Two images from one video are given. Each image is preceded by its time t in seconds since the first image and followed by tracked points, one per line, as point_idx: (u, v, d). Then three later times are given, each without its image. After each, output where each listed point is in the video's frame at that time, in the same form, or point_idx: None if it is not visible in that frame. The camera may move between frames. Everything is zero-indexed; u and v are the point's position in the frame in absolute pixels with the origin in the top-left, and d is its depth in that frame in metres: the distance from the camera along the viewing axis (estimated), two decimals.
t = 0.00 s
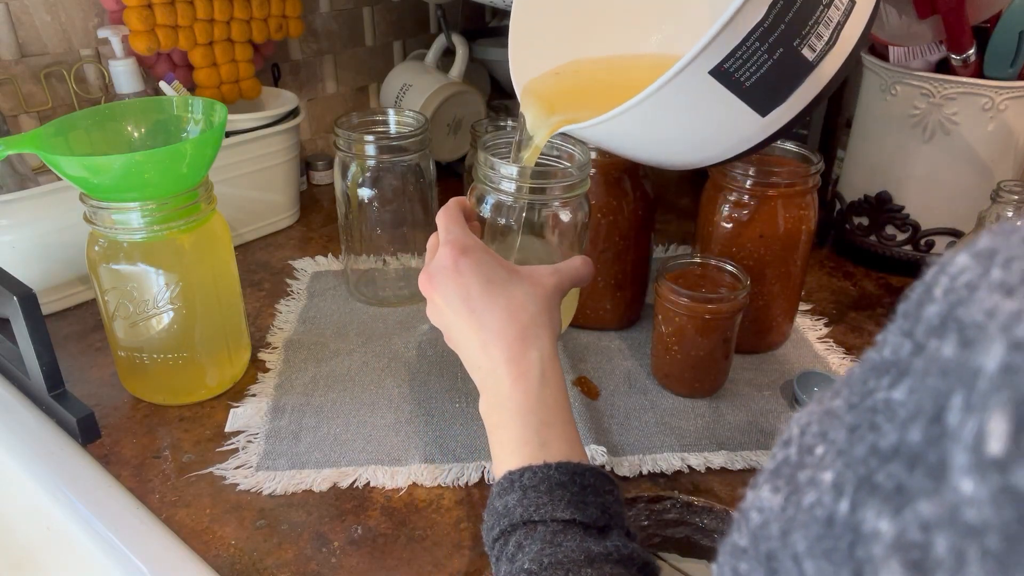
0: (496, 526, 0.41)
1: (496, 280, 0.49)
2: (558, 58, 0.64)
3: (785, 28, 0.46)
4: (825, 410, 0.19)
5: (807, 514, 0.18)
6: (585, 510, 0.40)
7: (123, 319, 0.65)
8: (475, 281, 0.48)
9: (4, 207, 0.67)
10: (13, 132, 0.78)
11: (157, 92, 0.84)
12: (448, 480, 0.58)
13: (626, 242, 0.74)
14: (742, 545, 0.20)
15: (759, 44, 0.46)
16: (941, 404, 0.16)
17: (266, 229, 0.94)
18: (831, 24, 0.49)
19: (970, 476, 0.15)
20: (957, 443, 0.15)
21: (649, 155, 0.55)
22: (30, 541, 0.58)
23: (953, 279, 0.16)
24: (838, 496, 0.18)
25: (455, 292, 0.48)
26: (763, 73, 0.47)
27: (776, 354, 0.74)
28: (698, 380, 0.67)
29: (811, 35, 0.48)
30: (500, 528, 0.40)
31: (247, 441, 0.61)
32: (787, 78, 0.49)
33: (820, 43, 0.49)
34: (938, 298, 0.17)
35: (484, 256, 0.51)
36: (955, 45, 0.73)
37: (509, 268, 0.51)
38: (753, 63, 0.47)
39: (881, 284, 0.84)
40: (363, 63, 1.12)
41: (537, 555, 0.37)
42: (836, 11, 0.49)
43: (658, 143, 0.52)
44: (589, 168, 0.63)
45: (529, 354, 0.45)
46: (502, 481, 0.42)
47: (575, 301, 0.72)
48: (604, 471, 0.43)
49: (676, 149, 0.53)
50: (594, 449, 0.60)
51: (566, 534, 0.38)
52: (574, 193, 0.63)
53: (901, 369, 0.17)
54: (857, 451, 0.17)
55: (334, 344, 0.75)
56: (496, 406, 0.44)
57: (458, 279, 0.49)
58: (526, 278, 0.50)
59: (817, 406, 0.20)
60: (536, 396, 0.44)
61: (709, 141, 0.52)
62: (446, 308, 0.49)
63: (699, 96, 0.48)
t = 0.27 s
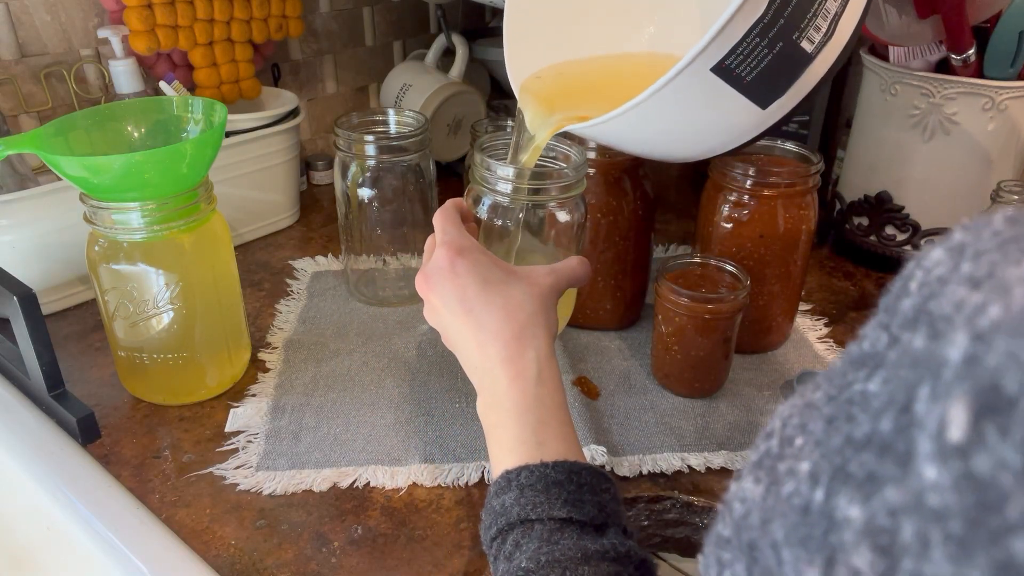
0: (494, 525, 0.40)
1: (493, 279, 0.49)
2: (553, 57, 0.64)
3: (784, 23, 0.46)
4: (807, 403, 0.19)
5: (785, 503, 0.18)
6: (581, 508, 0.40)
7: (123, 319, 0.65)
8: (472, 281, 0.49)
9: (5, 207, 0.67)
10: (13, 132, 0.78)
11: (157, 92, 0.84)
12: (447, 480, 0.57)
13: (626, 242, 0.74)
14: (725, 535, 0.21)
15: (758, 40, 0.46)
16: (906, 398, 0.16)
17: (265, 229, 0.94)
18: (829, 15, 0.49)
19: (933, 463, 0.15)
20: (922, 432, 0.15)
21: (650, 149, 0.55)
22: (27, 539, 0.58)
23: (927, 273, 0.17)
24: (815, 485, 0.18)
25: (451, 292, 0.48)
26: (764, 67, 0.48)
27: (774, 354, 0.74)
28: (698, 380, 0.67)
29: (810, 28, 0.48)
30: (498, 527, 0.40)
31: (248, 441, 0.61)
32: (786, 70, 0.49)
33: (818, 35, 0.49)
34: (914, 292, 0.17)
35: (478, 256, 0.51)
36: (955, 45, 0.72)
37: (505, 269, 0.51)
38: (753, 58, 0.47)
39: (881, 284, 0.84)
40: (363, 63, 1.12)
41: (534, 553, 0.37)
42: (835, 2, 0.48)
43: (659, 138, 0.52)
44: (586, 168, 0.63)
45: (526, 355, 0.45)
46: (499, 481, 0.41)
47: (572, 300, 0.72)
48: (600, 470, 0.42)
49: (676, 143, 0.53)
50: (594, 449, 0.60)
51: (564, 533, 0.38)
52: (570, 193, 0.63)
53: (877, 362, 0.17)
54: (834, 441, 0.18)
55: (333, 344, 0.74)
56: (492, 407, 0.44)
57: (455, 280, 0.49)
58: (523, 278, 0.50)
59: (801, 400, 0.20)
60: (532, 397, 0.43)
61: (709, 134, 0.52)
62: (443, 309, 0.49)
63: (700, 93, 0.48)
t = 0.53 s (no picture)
0: (495, 522, 0.41)
1: (494, 280, 0.50)
2: (550, 61, 0.65)
3: (782, 19, 0.47)
4: (795, 394, 0.21)
5: (773, 488, 0.20)
6: (582, 505, 0.40)
7: (123, 319, 0.66)
8: (473, 280, 0.49)
9: (5, 207, 0.68)
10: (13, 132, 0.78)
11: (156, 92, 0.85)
12: (446, 480, 0.58)
13: (626, 242, 0.75)
14: (716, 523, 0.22)
15: (757, 37, 0.47)
16: (886, 383, 0.17)
17: (266, 229, 0.95)
18: (825, 11, 0.50)
19: (910, 444, 0.17)
20: (900, 415, 0.17)
21: (652, 147, 0.56)
22: (26, 538, 0.59)
23: (912, 265, 0.18)
24: (800, 470, 0.19)
25: (453, 292, 0.49)
26: (763, 63, 0.49)
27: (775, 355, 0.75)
28: (698, 380, 0.67)
29: (806, 23, 0.49)
30: (500, 524, 0.41)
31: (247, 441, 0.62)
32: (784, 66, 0.50)
33: (815, 30, 0.50)
34: (900, 282, 0.18)
35: (478, 255, 0.52)
36: (955, 45, 0.73)
37: (506, 269, 0.52)
38: (752, 55, 0.48)
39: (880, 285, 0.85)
40: (363, 63, 1.13)
41: (535, 550, 0.38)
42: None
43: (660, 136, 0.53)
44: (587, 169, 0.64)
45: (526, 354, 0.45)
46: (500, 478, 0.43)
47: (575, 298, 0.73)
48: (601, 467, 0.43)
49: (677, 142, 0.54)
50: (594, 449, 0.61)
51: (564, 530, 0.39)
52: (571, 195, 0.64)
53: (862, 352, 0.19)
54: (819, 428, 0.19)
55: (334, 344, 0.75)
56: (494, 406, 0.45)
57: (458, 280, 0.50)
58: (524, 278, 0.51)
59: (790, 391, 0.21)
60: (533, 395, 0.44)
61: (709, 132, 0.53)
62: (446, 308, 0.50)
63: (702, 91, 0.49)
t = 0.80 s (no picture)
0: (498, 520, 0.40)
1: (497, 280, 0.48)
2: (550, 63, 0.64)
3: (784, 16, 0.46)
4: (794, 386, 0.20)
5: (769, 476, 0.19)
6: (585, 502, 0.39)
7: (123, 319, 0.65)
8: (477, 281, 0.48)
9: (3, 207, 0.67)
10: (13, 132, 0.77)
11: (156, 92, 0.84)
12: (447, 480, 0.57)
13: (626, 242, 0.74)
14: (715, 511, 0.22)
15: (759, 35, 0.46)
16: (876, 371, 0.17)
17: (265, 229, 0.94)
18: (826, 8, 0.49)
19: (898, 428, 0.16)
20: (888, 402, 0.17)
21: (654, 146, 0.55)
22: (28, 539, 0.58)
23: (904, 260, 0.18)
24: (796, 458, 0.19)
25: (456, 292, 0.48)
26: (764, 61, 0.48)
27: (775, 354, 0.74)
28: (698, 380, 0.66)
29: (807, 20, 0.48)
30: (503, 522, 0.40)
31: (247, 441, 0.61)
32: (786, 63, 0.49)
33: (815, 26, 0.49)
34: (893, 276, 0.18)
35: (482, 255, 0.51)
36: (955, 46, 0.72)
37: (510, 269, 0.50)
38: (754, 53, 0.47)
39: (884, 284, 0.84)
40: (363, 64, 1.12)
41: (538, 547, 0.37)
42: None
43: (661, 135, 0.53)
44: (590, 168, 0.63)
45: (530, 354, 0.44)
46: (504, 475, 0.42)
47: (580, 297, 0.72)
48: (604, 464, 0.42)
49: (679, 140, 0.53)
50: (594, 449, 0.60)
51: (567, 528, 0.38)
52: (576, 193, 0.62)
53: (856, 344, 0.18)
54: (814, 417, 0.19)
55: (334, 344, 0.74)
56: (497, 407, 0.44)
57: (462, 280, 0.48)
58: (528, 277, 0.50)
59: (787, 383, 0.21)
60: (535, 393, 0.43)
61: (711, 130, 0.52)
62: (450, 309, 0.49)
63: (704, 90, 0.48)
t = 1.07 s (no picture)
0: (500, 520, 0.40)
1: (500, 281, 0.48)
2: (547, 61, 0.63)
3: (785, 11, 0.46)
4: (787, 387, 0.20)
5: (762, 472, 0.20)
6: (587, 503, 0.39)
7: (123, 319, 0.64)
8: (480, 283, 0.48)
9: (3, 207, 0.67)
10: (13, 132, 0.77)
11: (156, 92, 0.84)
12: (447, 480, 0.57)
13: (626, 242, 0.74)
14: (711, 507, 0.22)
15: (761, 30, 0.46)
16: (862, 371, 0.17)
17: (265, 229, 0.94)
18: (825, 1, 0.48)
19: (882, 425, 0.17)
20: (873, 399, 0.17)
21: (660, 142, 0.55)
22: (29, 542, 0.57)
23: (894, 262, 0.18)
24: (788, 455, 0.19)
25: (459, 295, 0.48)
26: (767, 55, 0.48)
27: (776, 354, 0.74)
28: (697, 380, 0.66)
29: (807, 13, 0.48)
30: (505, 523, 0.40)
31: (247, 441, 0.61)
32: (787, 56, 0.49)
33: (815, 19, 0.48)
34: (883, 278, 0.18)
35: (485, 257, 0.51)
36: (955, 46, 0.72)
37: (512, 269, 0.50)
38: (756, 48, 0.47)
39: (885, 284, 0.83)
40: (364, 64, 1.12)
41: (540, 548, 0.37)
42: None
43: (665, 131, 0.53)
44: (592, 170, 0.62)
45: (531, 355, 0.44)
46: (506, 477, 0.41)
47: (585, 298, 0.70)
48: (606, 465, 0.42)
49: (683, 136, 0.53)
50: (594, 449, 0.60)
51: (568, 529, 0.38)
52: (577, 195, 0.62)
53: (847, 344, 0.18)
54: (806, 415, 0.19)
55: (334, 344, 0.74)
56: (498, 406, 0.44)
57: (464, 282, 0.48)
58: (530, 279, 0.49)
59: (782, 384, 0.21)
60: (538, 394, 0.43)
61: (715, 125, 0.52)
62: (452, 310, 0.48)
63: (708, 86, 0.48)
